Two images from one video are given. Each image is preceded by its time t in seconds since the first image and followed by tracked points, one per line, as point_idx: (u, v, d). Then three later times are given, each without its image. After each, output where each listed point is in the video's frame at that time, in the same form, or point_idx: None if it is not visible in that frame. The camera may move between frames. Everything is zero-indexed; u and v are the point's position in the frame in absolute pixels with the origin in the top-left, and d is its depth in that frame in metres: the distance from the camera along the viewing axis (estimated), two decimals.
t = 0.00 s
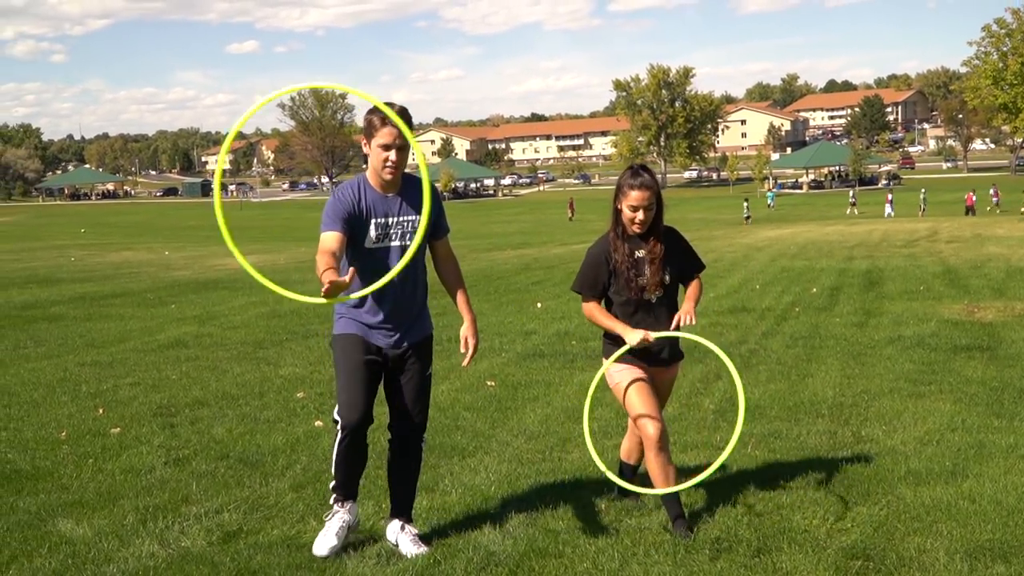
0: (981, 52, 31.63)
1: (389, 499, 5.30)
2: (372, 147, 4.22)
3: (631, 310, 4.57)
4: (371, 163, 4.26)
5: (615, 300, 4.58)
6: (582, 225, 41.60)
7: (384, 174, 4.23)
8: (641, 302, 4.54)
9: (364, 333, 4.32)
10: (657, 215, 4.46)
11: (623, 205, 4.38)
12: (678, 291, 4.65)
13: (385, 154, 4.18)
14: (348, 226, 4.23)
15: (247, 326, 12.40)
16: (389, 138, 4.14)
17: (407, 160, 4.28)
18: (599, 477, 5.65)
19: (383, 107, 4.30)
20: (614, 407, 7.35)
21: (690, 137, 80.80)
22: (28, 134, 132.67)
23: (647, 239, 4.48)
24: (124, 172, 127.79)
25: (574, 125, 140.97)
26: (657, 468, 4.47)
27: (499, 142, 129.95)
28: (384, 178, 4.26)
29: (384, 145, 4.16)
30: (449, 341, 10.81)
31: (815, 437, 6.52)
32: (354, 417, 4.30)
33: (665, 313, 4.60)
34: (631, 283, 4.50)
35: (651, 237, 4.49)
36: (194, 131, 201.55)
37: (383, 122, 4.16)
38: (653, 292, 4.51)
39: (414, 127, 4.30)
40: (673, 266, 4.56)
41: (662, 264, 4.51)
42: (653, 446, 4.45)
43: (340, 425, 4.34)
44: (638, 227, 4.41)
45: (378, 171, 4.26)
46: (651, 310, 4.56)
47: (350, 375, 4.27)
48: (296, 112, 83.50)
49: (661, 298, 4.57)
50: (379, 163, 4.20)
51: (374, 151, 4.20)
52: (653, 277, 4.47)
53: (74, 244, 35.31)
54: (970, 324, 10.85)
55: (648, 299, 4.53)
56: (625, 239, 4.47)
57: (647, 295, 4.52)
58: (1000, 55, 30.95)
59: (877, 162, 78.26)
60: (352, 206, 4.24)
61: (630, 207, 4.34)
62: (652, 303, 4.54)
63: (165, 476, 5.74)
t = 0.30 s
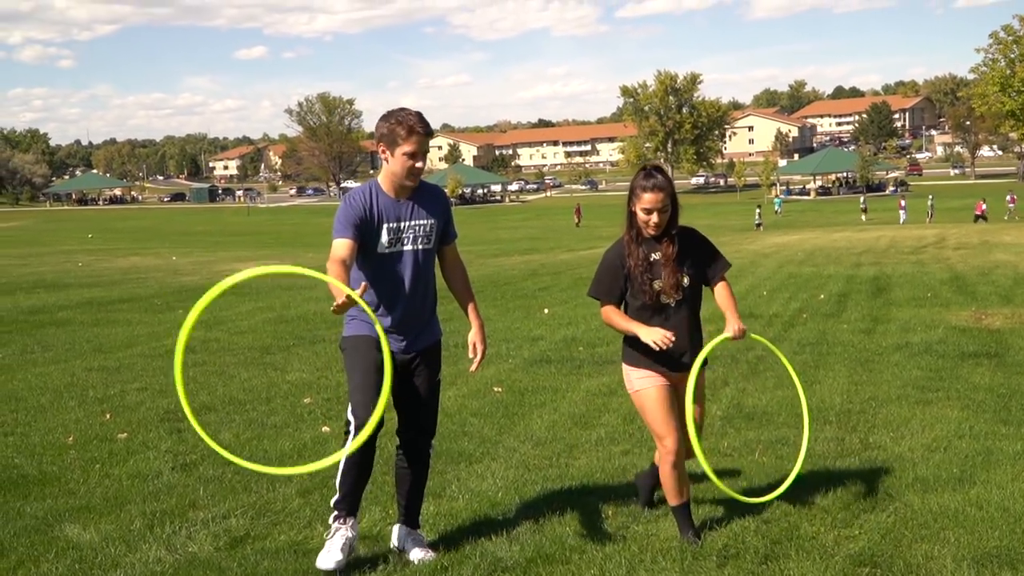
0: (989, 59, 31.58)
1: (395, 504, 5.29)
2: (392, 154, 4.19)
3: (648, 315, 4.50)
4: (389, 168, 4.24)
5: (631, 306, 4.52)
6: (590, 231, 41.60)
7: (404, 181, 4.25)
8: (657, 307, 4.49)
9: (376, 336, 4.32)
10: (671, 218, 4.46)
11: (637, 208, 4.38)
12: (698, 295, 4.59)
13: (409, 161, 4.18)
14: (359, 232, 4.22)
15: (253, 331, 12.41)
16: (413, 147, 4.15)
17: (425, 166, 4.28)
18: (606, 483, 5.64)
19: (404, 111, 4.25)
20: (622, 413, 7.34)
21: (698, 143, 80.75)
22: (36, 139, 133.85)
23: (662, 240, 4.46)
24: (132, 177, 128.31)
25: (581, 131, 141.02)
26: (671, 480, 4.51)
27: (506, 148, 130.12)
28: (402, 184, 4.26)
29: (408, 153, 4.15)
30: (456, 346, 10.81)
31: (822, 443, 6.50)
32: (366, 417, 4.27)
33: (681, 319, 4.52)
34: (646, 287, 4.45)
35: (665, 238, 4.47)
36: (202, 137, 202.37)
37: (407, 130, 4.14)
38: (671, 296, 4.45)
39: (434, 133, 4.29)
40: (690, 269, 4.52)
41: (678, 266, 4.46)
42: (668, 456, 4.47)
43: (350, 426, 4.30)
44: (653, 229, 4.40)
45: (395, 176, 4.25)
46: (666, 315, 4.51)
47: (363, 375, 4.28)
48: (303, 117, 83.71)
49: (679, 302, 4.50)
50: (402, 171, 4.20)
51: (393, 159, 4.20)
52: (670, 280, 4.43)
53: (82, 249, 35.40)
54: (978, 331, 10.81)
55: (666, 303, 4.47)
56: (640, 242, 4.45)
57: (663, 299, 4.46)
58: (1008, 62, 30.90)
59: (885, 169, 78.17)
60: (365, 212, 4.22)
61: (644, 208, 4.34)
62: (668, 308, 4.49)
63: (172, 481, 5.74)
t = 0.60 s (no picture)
0: (996, 66, 31.51)
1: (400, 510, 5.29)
2: (404, 162, 4.21)
3: (665, 323, 4.46)
4: (399, 175, 4.26)
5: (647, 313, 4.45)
6: (595, 237, 41.59)
7: (415, 188, 4.26)
8: (674, 314, 4.44)
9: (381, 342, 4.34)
10: (687, 223, 4.45)
11: (654, 213, 4.36)
12: (715, 304, 4.57)
13: (423, 168, 4.21)
14: (363, 237, 4.23)
15: (259, 335, 12.42)
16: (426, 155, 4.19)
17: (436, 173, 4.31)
18: (612, 490, 5.62)
19: (416, 119, 4.30)
20: (627, 419, 7.33)
21: (703, 149, 80.68)
22: (43, 142, 134.42)
23: (678, 246, 4.44)
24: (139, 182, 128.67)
25: (586, 136, 141.04)
26: (680, 486, 4.52)
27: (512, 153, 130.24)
28: (411, 192, 4.30)
29: (422, 161, 4.18)
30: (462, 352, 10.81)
31: (828, 451, 6.48)
32: (370, 422, 4.26)
33: (699, 331, 4.50)
34: (665, 294, 4.40)
35: (680, 242, 4.45)
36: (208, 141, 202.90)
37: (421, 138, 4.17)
38: (687, 301, 4.41)
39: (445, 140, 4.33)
40: (707, 276, 4.50)
41: (693, 271, 4.45)
42: (677, 461, 4.46)
43: (354, 432, 4.31)
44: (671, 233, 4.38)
45: (404, 184, 4.29)
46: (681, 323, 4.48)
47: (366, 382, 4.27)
48: (309, 122, 83.89)
49: (696, 309, 4.48)
50: (415, 178, 4.24)
51: (404, 167, 4.21)
52: (687, 287, 4.40)
53: (88, 253, 35.50)
54: (984, 339, 10.78)
55: (683, 310, 4.43)
56: (656, 247, 4.41)
57: (681, 306, 4.42)
58: (1014, 69, 30.85)
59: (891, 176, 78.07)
60: (369, 218, 4.25)
61: (662, 214, 4.33)
62: (686, 315, 4.45)
63: (178, 485, 5.75)
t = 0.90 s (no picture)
0: (1002, 73, 31.51)
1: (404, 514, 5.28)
2: (410, 166, 4.21)
3: (678, 334, 4.48)
4: (406, 179, 4.27)
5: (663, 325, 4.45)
6: (600, 242, 41.60)
7: (423, 191, 4.28)
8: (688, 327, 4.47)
9: (385, 353, 4.31)
10: (695, 233, 4.42)
11: (659, 228, 4.33)
12: (724, 310, 4.59)
13: (429, 173, 4.20)
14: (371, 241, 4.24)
15: (264, 340, 12.43)
16: (433, 159, 4.17)
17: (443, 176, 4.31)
18: (616, 496, 5.62)
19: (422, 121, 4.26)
20: (631, 424, 7.33)
21: (709, 155, 80.68)
22: (49, 146, 135.03)
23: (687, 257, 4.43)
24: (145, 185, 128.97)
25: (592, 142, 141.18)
26: (685, 491, 4.51)
27: (517, 158, 130.37)
28: (419, 195, 4.30)
29: (428, 165, 4.18)
30: (467, 356, 10.82)
31: (833, 458, 6.46)
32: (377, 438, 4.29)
33: (709, 339, 4.53)
34: (678, 307, 4.41)
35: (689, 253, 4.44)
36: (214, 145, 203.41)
37: (428, 142, 4.15)
38: (699, 315, 4.43)
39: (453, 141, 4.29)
40: (717, 284, 4.51)
41: (703, 283, 4.46)
42: (683, 466, 4.46)
43: (362, 447, 4.32)
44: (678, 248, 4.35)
45: (411, 187, 4.29)
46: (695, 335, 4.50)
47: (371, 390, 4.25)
48: (315, 127, 84.10)
49: (707, 319, 4.51)
50: (421, 183, 4.24)
51: (413, 171, 4.21)
52: (698, 299, 4.42)
53: (93, 256, 35.57)
54: (989, 346, 10.76)
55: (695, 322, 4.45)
56: (666, 261, 4.39)
57: (694, 319, 4.44)
58: (1020, 76, 30.84)
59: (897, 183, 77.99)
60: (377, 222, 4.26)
61: (666, 230, 4.29)
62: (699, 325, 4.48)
63: (182, 488, 5.75)
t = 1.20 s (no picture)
0: (1008, 78, 31.46)
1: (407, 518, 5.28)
2: (415, 170, 4.21)
3: (684, 339, 4.47)
4: (410, 183, 4.27)
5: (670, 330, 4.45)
6: (603, 246, 41.59)
7: (425, 197, 4.30)
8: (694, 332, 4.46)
9: (389, 352, 4.31)
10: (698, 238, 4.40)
11: (659, 236, 4.33)
12: (729, 316, 4.59)
13: (432, 177, 4.21)
14: (374, 242, 4.28)
15: (268, 342, 12.45)
16: (436, 164, 4.17)
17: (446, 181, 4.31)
18: (620, 499, 5.61)
19: (427, 126, 4.24)
20: (635, 427, 7.32)
21: (713, 159, 80.64)
22: (54, 148, 135.94)
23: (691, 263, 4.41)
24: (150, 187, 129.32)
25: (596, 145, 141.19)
26: (685, 493, 4.51)
27: (521, 160, 130.29)
28: (421, 199, 4.32)
29: (431, 169, 4.17)
30: (470, 359, 10.82)
31: (837, 461, 6.46)
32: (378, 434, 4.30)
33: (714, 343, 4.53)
34: (682, 313, 4.41)
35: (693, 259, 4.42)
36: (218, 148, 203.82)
37: (431, 147, 4.14)
38: (702, 320, 4.43)
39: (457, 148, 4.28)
40: (722, 288, 4.50)
41: (707, 289, 4.46)
42: (684, 469, 4.45)
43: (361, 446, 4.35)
44: (678, 255, 4.35)
45: (415, 192, 4.31)
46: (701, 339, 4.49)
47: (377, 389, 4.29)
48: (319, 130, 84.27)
49: (712, 323, 4.51)
50: (424, 186, 4.24)
51: (417, 174, 4.21)
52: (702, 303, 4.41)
53: (98, 258, 35.65)
54: (994, 350, 10.73)
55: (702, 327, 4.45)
56: (671, 266, 4.38)
57: (698, 324, 4.44)
58: None
59: (903, 187, 77.75)
60: (381, 224, 4.29)
61: (665, 236, 4.29)
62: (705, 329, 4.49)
63: (186, 490, 5.76)
